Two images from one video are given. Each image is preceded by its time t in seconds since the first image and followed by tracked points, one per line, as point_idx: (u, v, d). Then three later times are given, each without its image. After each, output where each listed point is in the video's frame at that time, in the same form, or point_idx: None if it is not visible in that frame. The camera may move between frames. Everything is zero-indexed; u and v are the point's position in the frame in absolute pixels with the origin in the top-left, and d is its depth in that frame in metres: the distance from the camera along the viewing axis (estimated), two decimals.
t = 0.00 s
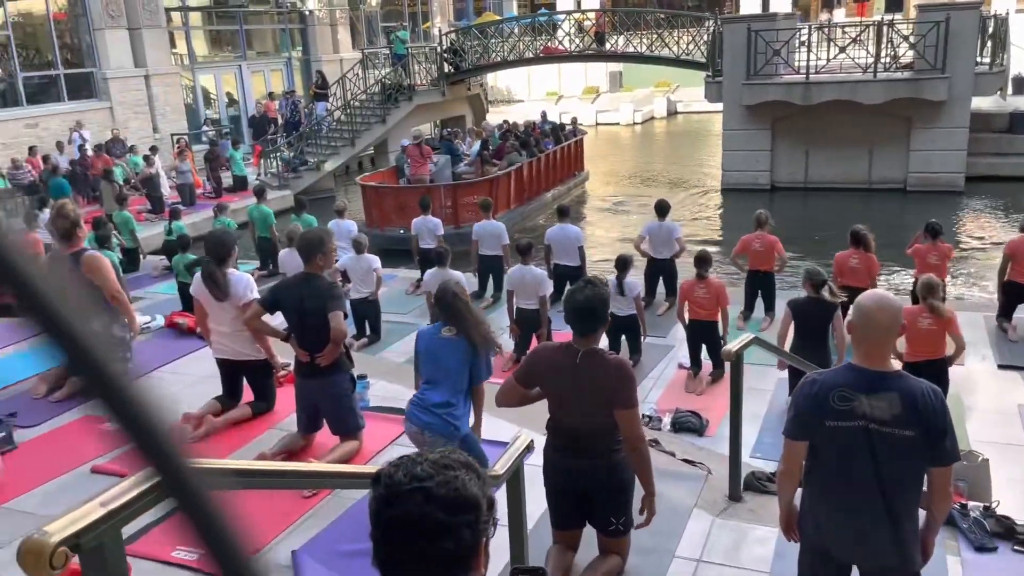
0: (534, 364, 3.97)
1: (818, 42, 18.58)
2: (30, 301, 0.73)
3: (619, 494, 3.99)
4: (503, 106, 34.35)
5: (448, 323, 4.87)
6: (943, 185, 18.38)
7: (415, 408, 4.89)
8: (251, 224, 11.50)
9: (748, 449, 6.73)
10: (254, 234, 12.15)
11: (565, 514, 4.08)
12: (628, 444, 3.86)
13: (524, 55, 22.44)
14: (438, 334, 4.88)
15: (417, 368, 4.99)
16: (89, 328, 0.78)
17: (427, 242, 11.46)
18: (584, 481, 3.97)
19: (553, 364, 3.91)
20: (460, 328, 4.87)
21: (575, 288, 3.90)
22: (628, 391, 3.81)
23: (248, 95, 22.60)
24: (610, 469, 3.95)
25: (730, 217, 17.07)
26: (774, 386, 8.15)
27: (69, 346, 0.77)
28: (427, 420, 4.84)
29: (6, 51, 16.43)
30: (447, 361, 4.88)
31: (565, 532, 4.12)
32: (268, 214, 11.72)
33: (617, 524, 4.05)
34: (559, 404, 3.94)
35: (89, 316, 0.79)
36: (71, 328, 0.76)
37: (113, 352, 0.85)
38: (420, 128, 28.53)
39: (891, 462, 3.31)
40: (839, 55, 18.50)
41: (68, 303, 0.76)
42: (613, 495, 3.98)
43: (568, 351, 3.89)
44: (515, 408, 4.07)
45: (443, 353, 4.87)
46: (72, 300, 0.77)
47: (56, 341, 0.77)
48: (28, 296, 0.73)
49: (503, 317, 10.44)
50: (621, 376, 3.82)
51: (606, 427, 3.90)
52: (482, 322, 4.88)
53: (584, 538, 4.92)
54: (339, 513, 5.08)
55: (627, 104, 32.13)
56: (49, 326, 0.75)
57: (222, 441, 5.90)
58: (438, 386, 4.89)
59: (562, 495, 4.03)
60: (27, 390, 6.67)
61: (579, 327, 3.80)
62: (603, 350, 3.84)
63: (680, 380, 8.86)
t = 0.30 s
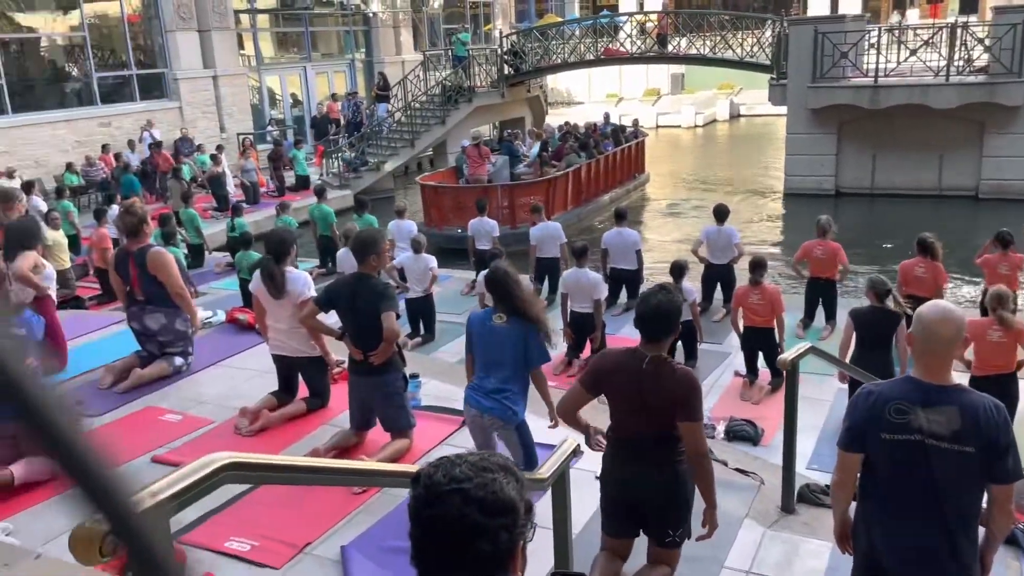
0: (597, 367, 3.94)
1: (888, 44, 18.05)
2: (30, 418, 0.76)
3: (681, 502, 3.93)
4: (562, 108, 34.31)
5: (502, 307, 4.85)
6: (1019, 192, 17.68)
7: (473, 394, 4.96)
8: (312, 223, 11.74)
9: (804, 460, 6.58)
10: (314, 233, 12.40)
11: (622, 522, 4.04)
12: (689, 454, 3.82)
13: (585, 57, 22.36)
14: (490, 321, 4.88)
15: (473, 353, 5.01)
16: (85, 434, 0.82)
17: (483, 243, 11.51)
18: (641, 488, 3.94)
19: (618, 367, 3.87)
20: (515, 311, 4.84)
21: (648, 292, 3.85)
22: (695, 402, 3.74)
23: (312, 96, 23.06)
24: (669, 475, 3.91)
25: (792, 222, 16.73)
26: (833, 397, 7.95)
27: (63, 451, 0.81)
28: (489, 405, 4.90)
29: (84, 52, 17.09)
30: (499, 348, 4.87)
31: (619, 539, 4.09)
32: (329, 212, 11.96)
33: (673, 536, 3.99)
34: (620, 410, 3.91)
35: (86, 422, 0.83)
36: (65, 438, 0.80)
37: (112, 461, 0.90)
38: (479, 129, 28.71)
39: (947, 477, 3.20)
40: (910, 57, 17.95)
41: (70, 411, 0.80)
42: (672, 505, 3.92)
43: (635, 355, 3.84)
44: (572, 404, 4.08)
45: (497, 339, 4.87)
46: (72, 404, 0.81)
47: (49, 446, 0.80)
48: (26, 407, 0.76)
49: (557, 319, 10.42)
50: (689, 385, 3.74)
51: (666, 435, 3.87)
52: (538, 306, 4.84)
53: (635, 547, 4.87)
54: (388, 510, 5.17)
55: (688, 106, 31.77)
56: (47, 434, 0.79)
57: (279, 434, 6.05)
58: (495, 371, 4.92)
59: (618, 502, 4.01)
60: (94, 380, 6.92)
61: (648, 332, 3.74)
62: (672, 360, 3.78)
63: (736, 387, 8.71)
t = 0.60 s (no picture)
0: (641, 367, 3.91)
1: (954, 44, 17.48)
2: (54, 438, 1.10)
3: (722, 510, 3.87)
4: (616, 108, 34.10)
5: (545, 305, 4.81)
6: None
7: (521, 389, 4.97)
8: (362, 221, 11.90)
9: (851, 469, 6.43)
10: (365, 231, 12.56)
11: (660, 524, 4.01)
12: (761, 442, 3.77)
13: (639, 57, 22.17)
14: (535, 319, 4.84)
15: (517, 350, 4.99)
16: (87, 449, 1.15)
17: (530, 243, 11.52)
18: (684, 488, 3.88)
19: (665, 367, 3.83)
20: (557, 307, 4.80)
21: (687, 293, 3.81)
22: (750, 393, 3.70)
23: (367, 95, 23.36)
24: (718, 479, 3.85)
25: (848, 226, 16.35)
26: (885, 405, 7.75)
27: (75, 461, 1.14)
28: (538, 400, 4.90)
29: (147, 52, 17.63)
30: (545, 345, 4.84)
31: (657, 540, 4.06)
32: (378, 210, 12.11)
33: (711, 544, 3.93)
34: (666, 411, 3.87)
35: (87, 444, 1.16)
36: (77, 452, 1.14)
37: (115, 474, 1.24)
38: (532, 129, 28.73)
39: (994, 490, 3.08)
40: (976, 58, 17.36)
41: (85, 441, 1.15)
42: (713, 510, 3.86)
43: (681, 355, 3.82)
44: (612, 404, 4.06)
45: (542, 336, 4.84)
46: (78, 430, 1.15)
47: (66, 459, 1.13)
48: (46, 432, 1.10)
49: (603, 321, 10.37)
50: (740, 380, 3.71)
51: (715, 436, 3.81)
52: (579, 300, 4.80)
53: (671, 546, 4.82)
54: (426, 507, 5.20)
55: (744, 107, 31.28)
56: (64, 453, 1.12)
57: (324, 428, 6.15)
58: (540, 368, 4.90)
59: (657, 504, 3.97)
60: (148, 371, 7.13)
61: (693, 331, 3.70)
62: (718, 356, 3.75)
63: (784, 393, 8.55)
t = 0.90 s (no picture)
0: (658, 367, 3.90)
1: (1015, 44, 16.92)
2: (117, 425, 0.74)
3: (743, 513, 3.82)
4: (663, 108, 33.85)
5: (582, 305, 4.79)
6: None
7: (556, 389, 4.98)
8: (404, 219, 12.00)
9: (895, 479, 6.29)
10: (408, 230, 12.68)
11: (685, 528, 3.97)
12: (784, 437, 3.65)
13: (687, 57, 21.96)
14: (571, 319, 4.83)
15: (551, 350, 4.97)
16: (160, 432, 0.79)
17: (572, 244, 11.50)
18: (706, 491, 3.85)
19: (682, 366, 3.81)
20: (595, 307, 4.78)
21: (704, 293, 3.81)
22: (768, 388, 3.64)
23: (414, 95, 23.60)
24: (741, 480, 3.80)
25: (899, 230, 15.97)
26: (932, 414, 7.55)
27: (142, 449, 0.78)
28: (573, 401, 4.90)
29: (201, 52, 18.05)
30: (580, 345, 4.82)
31: (684, 544, 4.03)
32: (420, 209, 12.20)
33: (737, 547, 3.85)
34: (685, 410, 3.85)
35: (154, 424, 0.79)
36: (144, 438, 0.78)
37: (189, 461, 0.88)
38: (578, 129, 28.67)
39: None
40: None
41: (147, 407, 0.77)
42: (736, 513, 3.81)
43: (697, 355, 3.80)
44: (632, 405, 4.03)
45: (578, 336, 4.83)
46: (132, 392, 0.76)
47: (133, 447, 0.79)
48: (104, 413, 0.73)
49: (642, 323, 10.29)
50: (757, 376, 3.67)
51: (736, 436, 3.77)
52: (617, 300, 4.77)
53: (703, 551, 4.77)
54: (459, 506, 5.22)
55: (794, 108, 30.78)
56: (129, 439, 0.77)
57: (361, 425, 6.23)
58: (575, 368, 4.88)
59: (681, 507, 3.94)
60: (192, 364, 7.30)
61: (708, 329, 3.69)
62: (734, 354, 3.72)
63: (828, 400, 8.39)
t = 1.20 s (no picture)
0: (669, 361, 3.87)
1: None
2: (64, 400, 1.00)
3: (761, 509, 3.71)
4: (705, 109, 33.53)
5: (620, 306, 4.75)
6: None
7: (593, 392, 4.93)
8: (442, 219, 12.04)
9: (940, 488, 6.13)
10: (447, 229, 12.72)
11: (707, 526, 3.92)
12: (794, 428, 3.54)
13: (729, 57, 21.71)
14: (608, 320, 4.79)
15: (587, 350, 4.94)
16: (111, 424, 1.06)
17: (612, 244, 11.43)
18: (721, 487, 3.76)
19: (693, 359, 3.77)
20: (632, 307, 4.74)
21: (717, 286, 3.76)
22: (777, 379, 3.55)
23: (453, 95, 23.68)
24: (755, 475, 3.70)
25: (947, 234, 15.59)
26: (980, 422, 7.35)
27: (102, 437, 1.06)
28: (610, 404, 4.86)
29: (245, 51, 18.31)
30: (617, 346, 4.77)
31: (710, 543, 3.96)
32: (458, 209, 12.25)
33: (760, 546, 3.75)
34: (696, 404, 3.80)
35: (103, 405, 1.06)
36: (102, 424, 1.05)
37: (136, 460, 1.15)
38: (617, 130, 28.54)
39: None
40: None
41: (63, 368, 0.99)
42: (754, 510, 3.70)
43: (709, 348, 3.75)
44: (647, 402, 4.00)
45: (614, 337, 4.78)
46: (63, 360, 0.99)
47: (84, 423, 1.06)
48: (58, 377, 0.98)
49: (681, 325, 10.19)
50: (766, 367, 3.60)
51: (748, 430, 3.68)
52: (656, 302, 4.73)
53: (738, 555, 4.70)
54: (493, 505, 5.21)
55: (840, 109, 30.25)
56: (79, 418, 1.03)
57: (398, 422, 6.26)
58: (610, 369, 4.84)
59: (699, 505, 3.86)
60: (233, 360, 7.41)
61: (716, 322, 3.64)
62: (746, 346, 3.66)
63: (871, 405, 8.22)
